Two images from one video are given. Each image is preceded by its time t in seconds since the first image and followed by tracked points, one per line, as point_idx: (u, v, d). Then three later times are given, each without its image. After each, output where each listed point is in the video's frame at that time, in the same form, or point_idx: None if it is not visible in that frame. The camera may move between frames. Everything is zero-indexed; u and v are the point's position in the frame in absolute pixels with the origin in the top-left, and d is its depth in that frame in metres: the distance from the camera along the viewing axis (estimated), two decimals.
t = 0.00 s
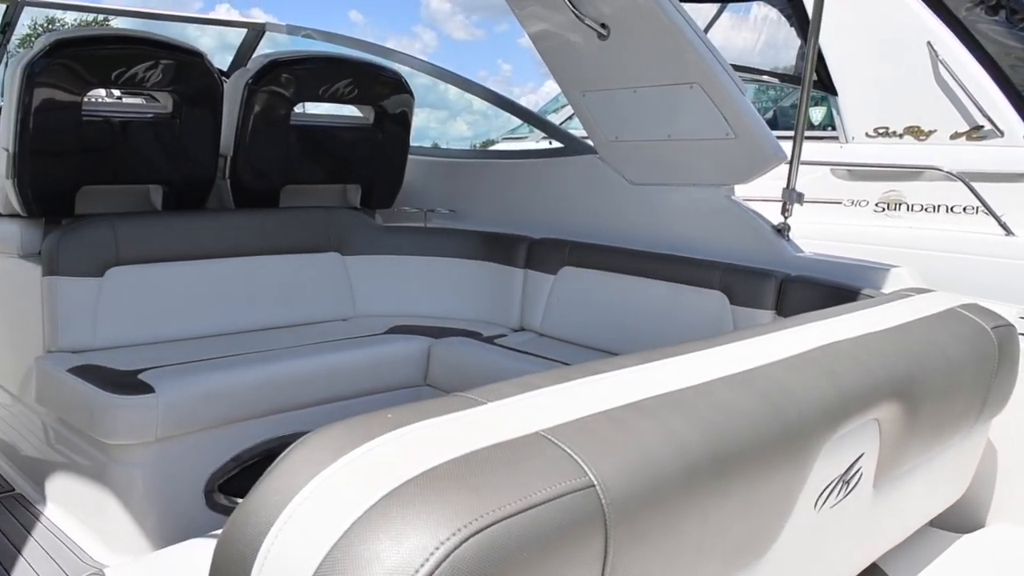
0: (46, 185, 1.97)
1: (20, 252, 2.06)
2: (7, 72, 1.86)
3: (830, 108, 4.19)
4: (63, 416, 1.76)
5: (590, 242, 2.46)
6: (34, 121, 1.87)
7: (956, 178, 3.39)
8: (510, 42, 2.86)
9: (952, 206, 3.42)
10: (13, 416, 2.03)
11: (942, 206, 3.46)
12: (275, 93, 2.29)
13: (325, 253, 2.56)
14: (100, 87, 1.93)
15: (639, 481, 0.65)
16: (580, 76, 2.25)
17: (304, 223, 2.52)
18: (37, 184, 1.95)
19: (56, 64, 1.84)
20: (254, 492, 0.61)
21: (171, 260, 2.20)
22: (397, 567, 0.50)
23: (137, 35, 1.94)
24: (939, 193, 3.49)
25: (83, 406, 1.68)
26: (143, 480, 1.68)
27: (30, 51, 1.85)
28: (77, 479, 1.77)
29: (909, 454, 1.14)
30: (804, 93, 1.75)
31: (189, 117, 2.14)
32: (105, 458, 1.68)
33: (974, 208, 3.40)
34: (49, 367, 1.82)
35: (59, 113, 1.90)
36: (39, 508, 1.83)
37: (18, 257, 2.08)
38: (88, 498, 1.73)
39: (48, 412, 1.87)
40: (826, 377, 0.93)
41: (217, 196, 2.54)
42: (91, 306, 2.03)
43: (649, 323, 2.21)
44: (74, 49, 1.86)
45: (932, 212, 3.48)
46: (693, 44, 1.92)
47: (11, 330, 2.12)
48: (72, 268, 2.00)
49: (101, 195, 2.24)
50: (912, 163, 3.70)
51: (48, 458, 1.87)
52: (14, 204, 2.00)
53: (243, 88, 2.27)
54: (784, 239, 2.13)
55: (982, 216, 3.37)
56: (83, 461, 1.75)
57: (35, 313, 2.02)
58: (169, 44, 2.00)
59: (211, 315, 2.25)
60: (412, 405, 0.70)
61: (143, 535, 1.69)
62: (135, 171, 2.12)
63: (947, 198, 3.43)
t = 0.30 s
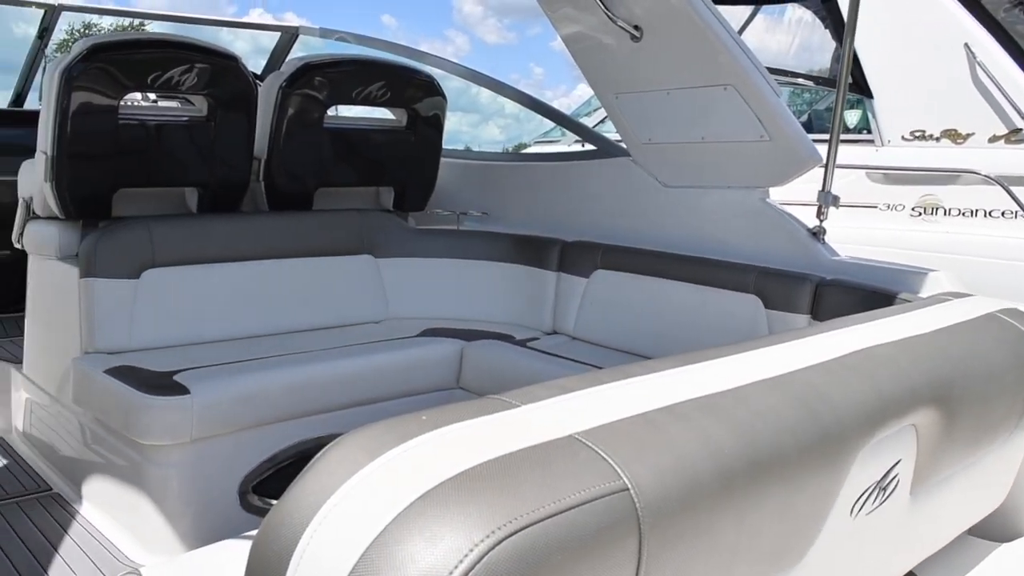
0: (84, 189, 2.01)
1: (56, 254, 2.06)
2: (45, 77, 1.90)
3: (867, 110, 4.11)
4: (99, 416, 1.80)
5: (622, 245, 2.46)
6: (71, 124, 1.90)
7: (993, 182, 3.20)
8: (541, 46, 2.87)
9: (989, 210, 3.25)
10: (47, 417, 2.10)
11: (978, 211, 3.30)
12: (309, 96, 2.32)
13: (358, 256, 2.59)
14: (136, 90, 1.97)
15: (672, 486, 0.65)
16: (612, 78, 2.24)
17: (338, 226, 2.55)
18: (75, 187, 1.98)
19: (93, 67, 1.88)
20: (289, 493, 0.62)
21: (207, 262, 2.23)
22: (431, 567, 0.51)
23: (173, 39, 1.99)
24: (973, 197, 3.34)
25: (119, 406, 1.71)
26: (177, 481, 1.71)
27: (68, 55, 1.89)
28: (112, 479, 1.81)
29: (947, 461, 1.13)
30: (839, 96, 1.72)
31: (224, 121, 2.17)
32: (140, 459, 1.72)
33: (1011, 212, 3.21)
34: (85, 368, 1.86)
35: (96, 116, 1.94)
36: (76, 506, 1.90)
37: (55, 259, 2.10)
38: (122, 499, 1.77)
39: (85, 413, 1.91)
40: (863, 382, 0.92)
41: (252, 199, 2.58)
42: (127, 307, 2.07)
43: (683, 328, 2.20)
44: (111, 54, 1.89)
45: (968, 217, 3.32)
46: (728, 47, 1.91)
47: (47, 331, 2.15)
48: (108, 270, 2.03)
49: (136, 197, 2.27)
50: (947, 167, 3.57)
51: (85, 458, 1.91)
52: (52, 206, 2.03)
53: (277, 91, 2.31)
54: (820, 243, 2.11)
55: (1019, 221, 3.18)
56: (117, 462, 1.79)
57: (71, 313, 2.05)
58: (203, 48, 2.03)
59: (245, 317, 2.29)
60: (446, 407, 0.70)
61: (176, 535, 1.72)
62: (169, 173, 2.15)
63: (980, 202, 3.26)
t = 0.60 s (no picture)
0: (119, 192, 2.05)
1: (91, 256, 2.11)
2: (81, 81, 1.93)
3: (901, 114, 3.88)
4: (133, 416, 1.84)
5: (653, 248, 2.45)
6: (106, 127, 1.94)
7: None
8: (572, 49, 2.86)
9: None
10: (81, 418, 2.17)
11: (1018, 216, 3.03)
12: (341, 100, 2.35)
13: (389, 259, 2.61)
14: (170, 93, 2.00)
15: (704, 488, 0.65)
16: (643, 79, 2.23)
17: (369, 229, 2.57)
18: (110, 189, 2.02)
19: (127, 71, 1.91)
20: (322, 493, 0.63)
21: (241, 265, 2.27)
22: (464, 567, 0.52)
23: (206, 43, 2.01)
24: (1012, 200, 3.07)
25: (153, 405, 1.75)
26: (210, 481, 1.74)
27: (103, 59, 1.92)
28: (144, 478, 1.86)
29: (982, 465, 1.11)
30: (873, 100, 1.70)
31: (257, 124, 2.20)
32: (175, 458, 1.75)
33: None
34: (120, 368, 1.91)
35: (131, 120, 1.97)
36: (108, 505, 1.97)
37: (89, 260, 2.14)
38: (153, 497, 1.83)
39: (120, 413, 1.95)
40: (897, 385, 0.91)
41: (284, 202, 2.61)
42: (160, 308, 2.11)
43: (714, 330, 2.19)
44: (145, 58, 1.92)
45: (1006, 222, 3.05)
46: (759, 48, 1.90)
47: (81, 332, 2.20)
48: (141, 271, 2.06)
49: (166, 200, 2.32)
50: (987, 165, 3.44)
51: (120, 458, 1.96)
52: (88, 209, 2.07)
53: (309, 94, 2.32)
54: (853, 245, 2.09)
55: None
56: (151, 462, 1.83)
57: (106, 312, 2.09)
58: (236, 52, 2.05)
59: (278, 320, 2.32)
60: (478, 409, 0.71)
61: (208, 533, 1.75)
62: (202, 176, 2.19)
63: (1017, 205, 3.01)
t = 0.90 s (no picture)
0: (150, 194, 2.08)
1: (122, 257, 2.14)
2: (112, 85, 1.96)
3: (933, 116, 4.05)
4: (165, 417, 1.87)
5: (682, 250, 2.44)
6: (138, 130, 1.97)
7: None
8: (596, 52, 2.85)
9: None
10: (114, 419, 2.22)
11: None
12: (369, 102, 2.36)
13: (418, 261, 2.63)
14: (200, 96, 2.03)
15: (734, 490, 0.65)
16: (673, 81, 2.22)
17: (398, 231, 2.59)
18: (142, 191, 2.06)
19: (159, 75, 1.94)
20: (353, 493, 0.63)
21: (272, 267, 2.30)
22: (494, 566, 0.52)
23: (235, 47, 2.03)
24: None
25: (184, 406, 1.78)
26: (240, 481, 1.77)
27: (135, 63, 1.95)
28: (175, 477, 1.90)
29: (1017, 468, 1.10)
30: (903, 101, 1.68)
31: (286, 127, 2.23)
32: (207, 458, 1.78)
33: None
34: (152, 369, 1.95)
35: (161, 123, 2.00)
36: (140, 505, 2.02)
37: (121, 262, 2.18)
38: (183, 497, 1.87)
39: (152, 414, 1.99)
40: (931, 387, 0.90)
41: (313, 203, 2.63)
42: (192, 309, 2.14)
43: (743, 331, 2.18)
44: (175, 61, 1.95)
45: None
46: (788, 47, 1.88)
47: (113, 333, 2.25)
48: (172, 272, 2.10)
49: (197, 202, 2.35)
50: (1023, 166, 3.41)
51: (153, 458, 2.00)
52: (120, 211, 2.12)
53: (338, 97, 2.35)
54: (885, 246, 2.06)
55: None
56: (183, 462, 1.87)
57: (138, 313, 2.13)
58: (266, 55, 2.08)
59: (308, 321, 2.35)
60: (507, 410, 0.71)
61: (238, 533, 1.78)
62: (232, 178, 2.22)
63: None
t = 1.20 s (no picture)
0: (181, 199, 2.11)
1: (153, 260, 2.19)
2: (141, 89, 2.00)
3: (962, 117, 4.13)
4: (194, 418, 1.90)
5: (710, 251, 2.43)
6: (168, 133, 2.00)
7: None
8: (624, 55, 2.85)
9: None
10: (143, 419, 2.26)
11: None
12: (396, 104, 2.37)
13: (445, 263, 2.65)
14: (229, 100, 2.06)
15: (763, 492, 0.65)
16: (701, 82, 2.20)
17: (426, 233, 2.61)
18: (171, 194, 2.09)
19: (188, 79, 1.97)
20: (381, 495, 0.64)
21: (300, 269, 2.33)
22: (524, 566, 0.53)
23: (263, 51, 2.06)
24: None
25: (212, 406, 1.81)
26: (266, 481, 1.80)
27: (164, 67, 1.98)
28: (203, 477, 1.94)
29: None
30: (934, 100, 1.66)
31: (314, 130, 2.25)
32: (238, 458, 1.81)
33: None
34: (180, 370, 1.98)
35: (190, 126, 2.03)
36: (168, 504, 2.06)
37: (150, 264, 2.23)
38: (211, 497, 1.91)
39: (181, 415, 2.02)
40: (961, 390, 0.90)
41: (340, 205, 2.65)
42: (220, 311, 2.16)
43: (770, 334, 2.16)
44: (204, 65, 1.98)
45: None
46: (816, 46, 1.87)
47: (142, 335, 2.29)
48: (201, 275, 2.13)
49: (225, 207, 2.37)
50: None
51: (181, 457, 2.04)
52: (149, 214, 2.15)
53: (365, 99, 2.35)
54: (914, 247, 2.04)
55: None
56: (211, 461, 1.90)
57: (167, 314, 2.17)
58: (293, 59, 2.10)
59: (336, 323, 2.38)
60: (535, 411, 0.72)
61: (265, 533, 1.81)
62: (260, 180, 2.23)
63: None
